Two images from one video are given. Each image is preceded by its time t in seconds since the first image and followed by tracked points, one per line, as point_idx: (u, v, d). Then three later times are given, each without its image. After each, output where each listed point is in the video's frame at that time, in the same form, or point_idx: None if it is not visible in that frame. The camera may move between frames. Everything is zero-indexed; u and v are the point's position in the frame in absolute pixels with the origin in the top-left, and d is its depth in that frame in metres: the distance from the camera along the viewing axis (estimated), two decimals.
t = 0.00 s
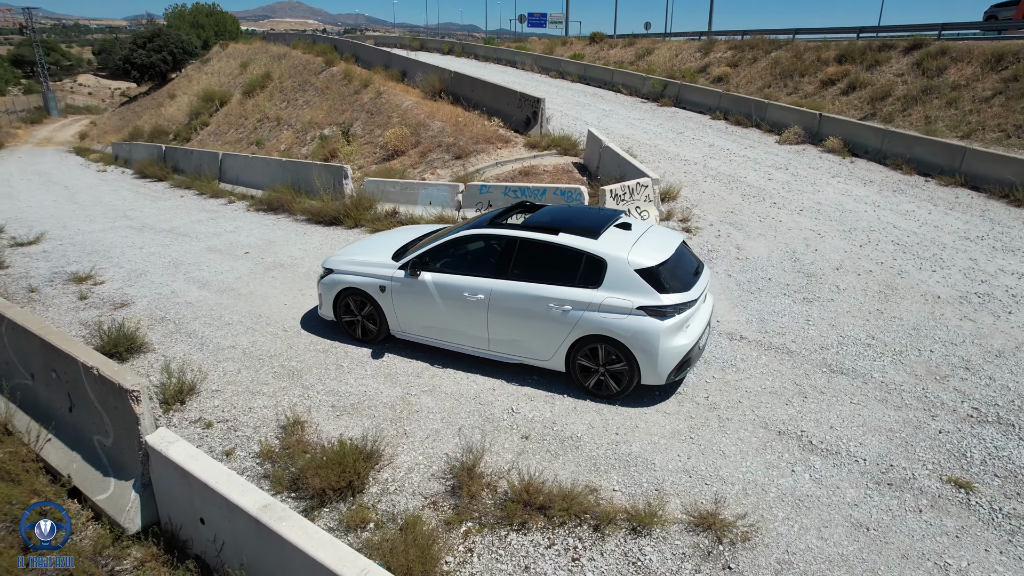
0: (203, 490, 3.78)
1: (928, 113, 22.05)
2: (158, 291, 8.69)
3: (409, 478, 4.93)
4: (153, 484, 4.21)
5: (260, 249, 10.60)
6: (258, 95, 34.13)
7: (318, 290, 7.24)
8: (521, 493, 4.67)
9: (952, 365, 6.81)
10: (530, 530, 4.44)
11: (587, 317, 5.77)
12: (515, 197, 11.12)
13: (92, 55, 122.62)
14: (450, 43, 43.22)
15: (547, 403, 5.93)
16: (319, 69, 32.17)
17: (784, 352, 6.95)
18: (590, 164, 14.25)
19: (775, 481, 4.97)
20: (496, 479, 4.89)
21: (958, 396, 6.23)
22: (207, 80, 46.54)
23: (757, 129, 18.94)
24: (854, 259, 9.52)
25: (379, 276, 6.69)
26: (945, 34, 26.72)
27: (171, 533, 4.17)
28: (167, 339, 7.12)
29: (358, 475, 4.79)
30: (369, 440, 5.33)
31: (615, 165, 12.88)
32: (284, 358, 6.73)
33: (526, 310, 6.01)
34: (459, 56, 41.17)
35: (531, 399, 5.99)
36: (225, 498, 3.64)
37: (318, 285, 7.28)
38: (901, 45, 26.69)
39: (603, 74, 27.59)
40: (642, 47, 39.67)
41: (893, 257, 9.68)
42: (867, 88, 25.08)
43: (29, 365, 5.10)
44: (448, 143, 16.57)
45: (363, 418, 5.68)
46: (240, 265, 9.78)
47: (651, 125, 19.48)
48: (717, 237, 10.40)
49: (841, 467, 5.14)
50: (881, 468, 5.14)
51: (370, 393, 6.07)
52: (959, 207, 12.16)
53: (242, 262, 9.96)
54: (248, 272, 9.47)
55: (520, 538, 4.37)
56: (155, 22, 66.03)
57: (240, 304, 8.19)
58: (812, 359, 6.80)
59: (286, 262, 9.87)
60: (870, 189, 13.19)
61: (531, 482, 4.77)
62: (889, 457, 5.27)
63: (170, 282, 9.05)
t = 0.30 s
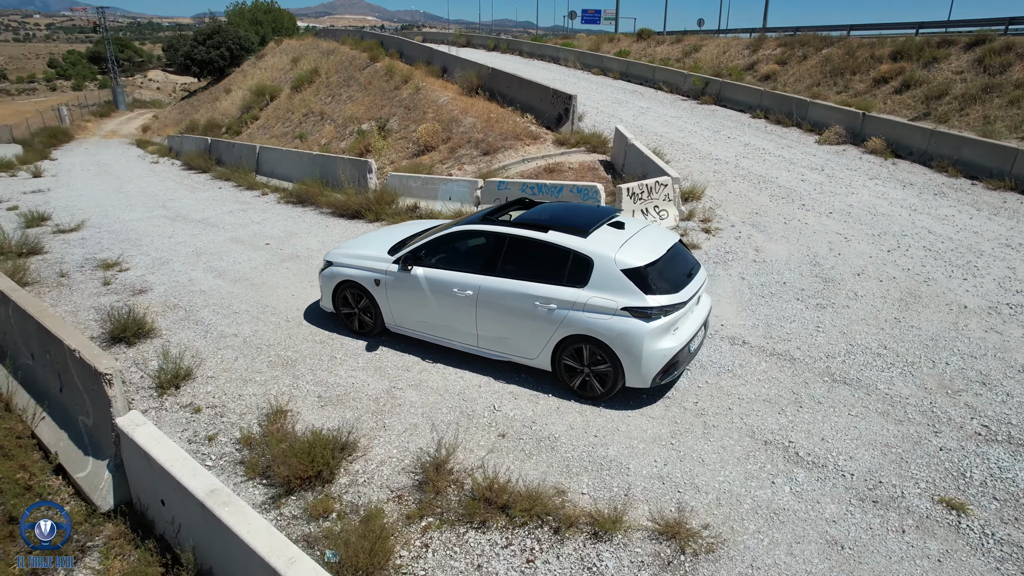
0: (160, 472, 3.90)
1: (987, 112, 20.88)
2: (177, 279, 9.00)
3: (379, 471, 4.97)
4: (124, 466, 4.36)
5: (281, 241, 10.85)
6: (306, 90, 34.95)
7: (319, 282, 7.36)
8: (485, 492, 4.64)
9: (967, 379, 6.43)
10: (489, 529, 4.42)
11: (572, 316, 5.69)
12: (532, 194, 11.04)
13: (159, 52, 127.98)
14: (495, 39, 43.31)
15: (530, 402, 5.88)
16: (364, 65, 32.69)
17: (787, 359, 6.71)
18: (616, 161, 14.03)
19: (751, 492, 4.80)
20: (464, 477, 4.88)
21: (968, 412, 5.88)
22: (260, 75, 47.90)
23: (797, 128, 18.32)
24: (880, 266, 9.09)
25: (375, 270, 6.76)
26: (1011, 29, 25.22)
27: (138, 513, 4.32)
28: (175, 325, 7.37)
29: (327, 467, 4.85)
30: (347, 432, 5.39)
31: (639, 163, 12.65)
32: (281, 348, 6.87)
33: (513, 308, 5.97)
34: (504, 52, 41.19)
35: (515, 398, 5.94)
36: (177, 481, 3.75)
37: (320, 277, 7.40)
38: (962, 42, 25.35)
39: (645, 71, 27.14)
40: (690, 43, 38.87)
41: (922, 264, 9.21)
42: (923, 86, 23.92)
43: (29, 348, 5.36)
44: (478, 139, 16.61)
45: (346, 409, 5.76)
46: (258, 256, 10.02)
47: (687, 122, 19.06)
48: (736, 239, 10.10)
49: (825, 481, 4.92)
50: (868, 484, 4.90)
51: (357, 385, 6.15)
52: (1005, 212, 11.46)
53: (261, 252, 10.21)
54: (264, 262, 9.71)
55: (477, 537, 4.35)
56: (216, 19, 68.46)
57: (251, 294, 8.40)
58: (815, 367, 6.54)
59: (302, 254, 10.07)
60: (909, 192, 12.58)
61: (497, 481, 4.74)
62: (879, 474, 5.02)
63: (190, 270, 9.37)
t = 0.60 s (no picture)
0: (121, 455, 4.03)
1: None
2: (193, 268, 9.29)
3: (349, 463, 5.02)
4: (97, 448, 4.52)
5: (299, 233, 11.07)
6: (349, 85, 35.54)
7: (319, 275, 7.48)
8: (446, 489, 4.64)
9: (977, 395, 6.08)
10: (445, 526, 4.41)
11: (553, 316, 5.62)
12: (547, 191, 10.95)
13: (220, 47, 132.30)
14: (538, 35, 43.15)
15: (510, 401, 5.85)
16: (405, 61, 33.03)
17: (784, 367, 6.48)
18: (640, 160, 13.80)
19: (720, 504, 4.66)
20: (430, 473, 4.88)
21: (971, 431, 5.55)
22: (309, 70, 48.94)
23: (837, 128, 17.66)
24: (901, 273, 8.68)
25: (368, 264, 6.83)
26: None
27: (109, 493, 4.48)
28: (181, 313, 7.60)
29: (296, 457, 4.93)
30: (324, 423, 5.47)
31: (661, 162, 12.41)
32: (277, 338, 7.01)
33: (497, 306, 5.94)
34: (547, 48, 41.00)
35: (495, 396, 5.92)
36: (134, 464, 3.87)
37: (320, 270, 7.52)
38: None
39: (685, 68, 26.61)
40: (737, 39, 37.90)
41: (948, 272, 8.75)
42: (980, 85, 22.70)
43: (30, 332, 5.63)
44: (505, 136, 16.60)
45: (327, 401, 5.84)
46: (274, 248, 10.26)
47: (722, 120, 18.61)
48: (752, 241, 9.81)
49: (800, 497, 4.73)
50: (846, 501, 4.69)
51: (343, 378, 6.23)
52: None
53: (277, 244, 10.45)
54: (278, 254, 9.93)
55: (432, 534, 4.35)
56: (270, 15, 70.27)
57: (259, 284, 8.61)
58: (812, 377, 6.30)
59: (316, 246, 10.26)
60: (947, 196, 11.97)
61: (460, 480, 4.73)
62: (860, 491, 4.80)
63: (207, 260, 9.66)
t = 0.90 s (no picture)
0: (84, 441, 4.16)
1: None
2: (207, 259, 9.54)
3: (317, 457, 5.06)
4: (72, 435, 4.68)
5: (315, 226, 11.25)
6: (391, 81, 35.96)
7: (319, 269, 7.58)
8: (405, 488, 4.63)
9: (984, 414, 5.69)
10: (399, 525, 4.40)
11: (531, 317, 5.54)
12: (561, 190, 10.82)
13: (276, 43, 135.81)
14: (582, 32, 42.79)
15: (488, 402, 5.80)
16: (445, 57, 33.21)
17: (778, 377, 6.23)
18: (664, 159, 13.51)
19: (684, 517, 4.50)
20: (394, 471, 4.88)
21: (971, 452, 5.21)
22: (356, 66, 49.71)
23: (879, 129, 16.92)
24: (923, 283, 8.24)
25: (361, 260, 6.88)
26: None
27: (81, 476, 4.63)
28: (187, 303, 7.82)
29: (264, 449, 5.00)
30: (301, 417, 5.53)
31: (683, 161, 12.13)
32: (273, 330, 7.13)
33: (478, 305, 5.90)
34: (590, 45, 40.61)
35: (475, 396, 5.88)
36: (92, 450, 3.98)
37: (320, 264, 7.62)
38: None
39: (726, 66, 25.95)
40: (786, 35, 36.75)
41: (975, 283, 8.25)
42: None
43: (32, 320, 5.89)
44: (531, 133, 16.50)
45: (308, 394, 5.90)
46: (288, 241, 10.45)
47: (758, 120, 18.06)
48: (767, 245, 9.48)
49: (771, 514, 4.53)
50: (819, 521, 4.47)
51: (328, 372, 6.29)
52: None
53: (292, 237, 10.64)
54: (291, 247, 10.11)
55: (385, 532, 4.35)
56: (322, 12, 71.70)
57: (267, 276, 8.78)
58: (806, 389, 6.04)
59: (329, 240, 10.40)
60: (988, 202, 11.31)
61: (420, 479, 4.71)
62: (837, 512, 4.57)
63: (222, 251, 9.92)
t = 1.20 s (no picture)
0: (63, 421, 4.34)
1: None
2: (228, 248, 9.83)
3: (293, 447, 5.15)
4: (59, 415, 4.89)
5: (337, 219, 11.45)
6: (437, 76, 36.24)
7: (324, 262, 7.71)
8: (370, 481, 4.66)
9: (994, 436, 5.30)
10: (360, 519, 4.43)
11: (513, 316, 5.48)
12: (579, 187, 10.68)
13: (335, 38, 138.66)
14: (632, 28, 42.14)
15: (470, 400, 5.78)
16: (490, 52, 33.25)
17: (775, 388, 5.99)
18: (693, 157, 13.18)
19: (648, 527, 4.38)
20: (365, 464, 4.91)
21: (972, 476, 4.87)
22: (406, 61, 50.28)
23: (930, 129, 16.06)
24: (950, 293, 7.78)
25: (359, 253, 6.96)
26: None
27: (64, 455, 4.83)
28: (200, 291, 8.07)
29: (243, 437, 5.11)
30: (285, 407, 5.64)
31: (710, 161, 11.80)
32: (276, 321, 7.29)
33: (465, 302, 5.88)
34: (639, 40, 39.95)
35: (458, 393, 5.87)
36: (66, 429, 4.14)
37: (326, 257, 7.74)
38: None
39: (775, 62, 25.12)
40: (845, 31, 35.32)
41: (1010, 294, 7.73)
42: None
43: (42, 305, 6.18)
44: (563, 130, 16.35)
45: (297, 384, 6.01)
46: (309, 233, 10.67)
47: (800, 119, 17.42)
48: (788, 249, 9.14)
49: (741, 529, 4.36)
50: (792, 540, 4.28)
51: (320, 363, 6.38)
52: None
53: (313, 229, 10.85)
54: (310, 238, 10.32)
55: (346, 525, 4.38)
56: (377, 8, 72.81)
57: (281, 267, 8.98)
58: (802, 402, 5.78)
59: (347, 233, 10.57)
60: None
61: (387, 474, 4.73)
62: (812, 531, 4.35)
63: (244, 241, 10.19)
